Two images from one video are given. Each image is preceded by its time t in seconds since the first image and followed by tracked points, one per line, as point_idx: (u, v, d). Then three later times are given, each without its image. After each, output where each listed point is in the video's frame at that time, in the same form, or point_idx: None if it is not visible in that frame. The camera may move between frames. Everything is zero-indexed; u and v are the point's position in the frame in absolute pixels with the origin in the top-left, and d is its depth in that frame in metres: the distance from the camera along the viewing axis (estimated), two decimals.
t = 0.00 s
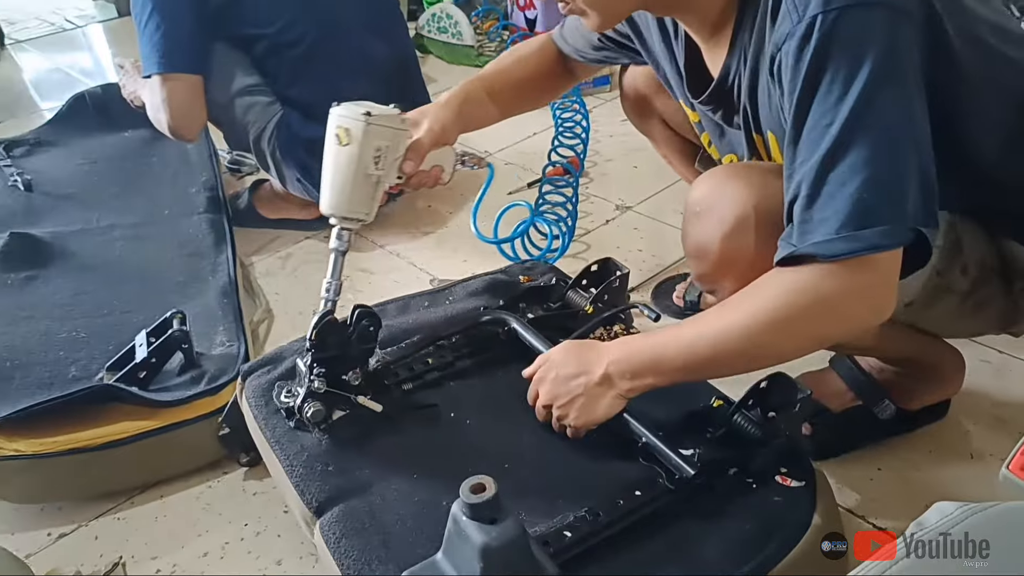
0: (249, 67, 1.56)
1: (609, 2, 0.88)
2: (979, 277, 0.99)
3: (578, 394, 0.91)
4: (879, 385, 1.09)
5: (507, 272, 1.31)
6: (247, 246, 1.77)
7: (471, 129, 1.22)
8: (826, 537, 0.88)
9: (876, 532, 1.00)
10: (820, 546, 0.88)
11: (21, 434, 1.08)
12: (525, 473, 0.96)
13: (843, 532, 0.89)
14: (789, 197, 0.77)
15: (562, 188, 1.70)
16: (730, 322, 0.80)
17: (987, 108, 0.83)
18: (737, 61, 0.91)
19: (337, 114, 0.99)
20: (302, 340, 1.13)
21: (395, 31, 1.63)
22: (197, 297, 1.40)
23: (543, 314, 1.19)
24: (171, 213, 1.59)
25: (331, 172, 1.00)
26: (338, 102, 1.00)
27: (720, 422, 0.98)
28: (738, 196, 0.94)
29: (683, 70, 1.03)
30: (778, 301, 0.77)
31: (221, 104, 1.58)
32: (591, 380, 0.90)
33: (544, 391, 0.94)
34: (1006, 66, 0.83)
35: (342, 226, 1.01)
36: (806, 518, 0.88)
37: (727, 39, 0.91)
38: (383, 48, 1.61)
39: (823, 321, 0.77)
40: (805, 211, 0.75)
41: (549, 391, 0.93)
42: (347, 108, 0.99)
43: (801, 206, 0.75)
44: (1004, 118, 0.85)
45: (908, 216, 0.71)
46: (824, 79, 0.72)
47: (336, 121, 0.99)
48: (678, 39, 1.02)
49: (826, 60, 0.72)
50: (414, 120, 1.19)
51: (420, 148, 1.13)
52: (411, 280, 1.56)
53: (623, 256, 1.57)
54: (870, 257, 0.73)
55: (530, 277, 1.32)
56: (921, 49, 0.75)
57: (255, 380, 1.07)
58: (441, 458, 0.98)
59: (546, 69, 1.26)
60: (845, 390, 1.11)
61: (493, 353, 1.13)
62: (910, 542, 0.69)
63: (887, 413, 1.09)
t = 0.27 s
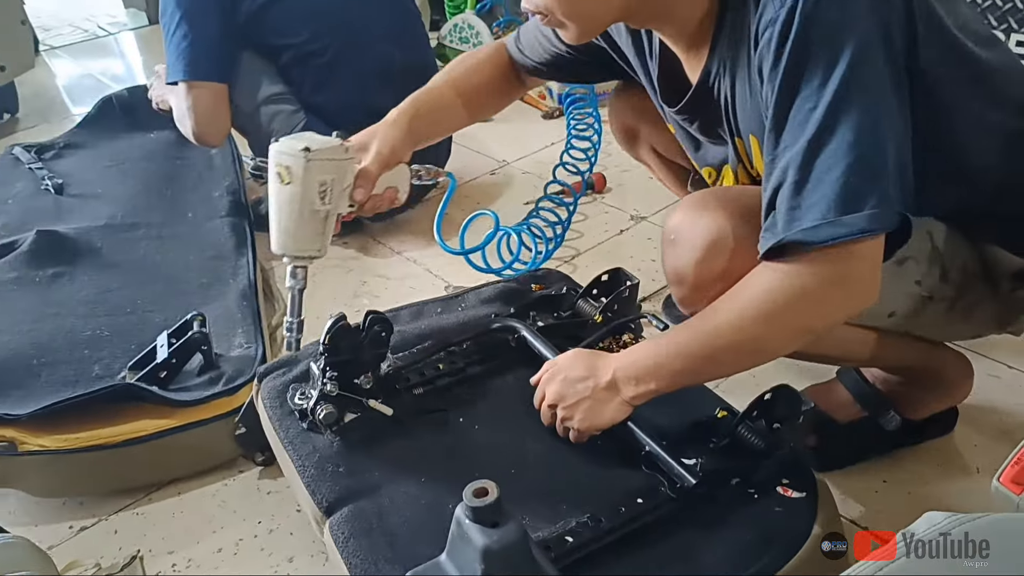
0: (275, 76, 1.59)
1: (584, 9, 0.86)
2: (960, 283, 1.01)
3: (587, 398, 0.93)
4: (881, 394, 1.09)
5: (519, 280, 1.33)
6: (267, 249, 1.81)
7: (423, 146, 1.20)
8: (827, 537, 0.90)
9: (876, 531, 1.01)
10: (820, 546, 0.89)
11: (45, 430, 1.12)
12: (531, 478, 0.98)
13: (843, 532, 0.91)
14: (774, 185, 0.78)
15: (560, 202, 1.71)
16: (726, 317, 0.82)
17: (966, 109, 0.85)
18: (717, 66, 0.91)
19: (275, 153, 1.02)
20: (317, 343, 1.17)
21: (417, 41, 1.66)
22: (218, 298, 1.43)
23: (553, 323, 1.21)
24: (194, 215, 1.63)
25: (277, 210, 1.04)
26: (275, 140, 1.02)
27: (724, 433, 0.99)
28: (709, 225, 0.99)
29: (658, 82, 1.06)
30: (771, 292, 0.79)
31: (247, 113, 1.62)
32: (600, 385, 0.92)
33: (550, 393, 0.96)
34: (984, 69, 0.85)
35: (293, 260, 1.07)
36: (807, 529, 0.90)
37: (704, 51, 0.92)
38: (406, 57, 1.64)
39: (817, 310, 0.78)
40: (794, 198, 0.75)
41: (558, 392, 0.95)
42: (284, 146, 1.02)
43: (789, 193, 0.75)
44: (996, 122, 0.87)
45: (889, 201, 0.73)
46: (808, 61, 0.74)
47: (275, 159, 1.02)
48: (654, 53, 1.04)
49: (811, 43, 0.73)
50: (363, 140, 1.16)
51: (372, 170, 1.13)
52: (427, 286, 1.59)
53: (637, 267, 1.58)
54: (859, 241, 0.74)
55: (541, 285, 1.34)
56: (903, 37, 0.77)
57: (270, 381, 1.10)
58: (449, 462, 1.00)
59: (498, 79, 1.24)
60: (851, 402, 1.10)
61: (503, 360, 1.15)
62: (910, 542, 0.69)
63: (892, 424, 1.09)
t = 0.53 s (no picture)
0: (303, 85, 1.64)
1: (569, 23, 0.87)
2: (943, 300, 1.03)
3: (595, 407, 0.96)
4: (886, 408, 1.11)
5: (534, 288, 1.36)
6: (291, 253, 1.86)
7: (413, 162, 1.20)
8: (826, 537, 0.94)
9: (876, 530, 1.04)
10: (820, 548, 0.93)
11: (75, 426, 1.16)
12: (539, 484, 1.01)
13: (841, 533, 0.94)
14: (762, 193, 0.79)
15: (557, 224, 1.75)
16: (722, 324, 0.84)
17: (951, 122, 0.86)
18: (701, 78, 0.91)
19: (260, 192, 0.93)
20: (336, 347, 1.20)
21: (442, 53, 1.70)
22: (243, 299, 1.48)
23: (565, 332, 1.23)
24: (223, 218, 1.68)
25: (273, 250, 0.96)
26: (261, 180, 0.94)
27: (730, 444, 1.02)
28: (681, 253, 1.01)
29: (644, 98, 1.06)
30: (762, 296, 0.81)
31: (276, 120, 1.66)
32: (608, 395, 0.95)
33: (559, 398, 0.99)
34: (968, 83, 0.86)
35: (300, 297, 0.99)
36: (807, 540, 0.91)
37: (689, 66, 0.93)
38: (431, 69, 1.68)
39: (807, 312, 0.80)
40: (784, 203, 0.76)
41: (569, 398, 0.98)
42: (269, 184, 0.93)
43: (779, 199, 0.77)
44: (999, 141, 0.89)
45: (872, 206, 0.75)
46: (795, 68, 0.76)
47: (261, 199, 0.93)
48: (639, 70, 1.04)
49: (796, 50, 0.75)
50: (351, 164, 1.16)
51: (367, 193, 1.12)
52: (446, 293, 1.62)
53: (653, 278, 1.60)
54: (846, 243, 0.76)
55: (556, 294, 1.36)
56: (886, 47, 0.79)
57: (290, 382, 1.14)
58: (460, 465, 1.03)
59: (483, 91, 1.25)
60: (859, 413, 1.13)
61: (515, 367, 1.18)
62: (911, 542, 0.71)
63: (899, 436, 1.09)
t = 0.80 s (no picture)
0: (325, 97, 1.68)
1: (569, 35, 0.88)
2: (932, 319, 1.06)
3: (604, 417, 0.98)
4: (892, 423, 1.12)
5: (549, 299, 1.39)
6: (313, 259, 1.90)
7: (425, 178, 1.24)
8: (827, 538, 0.97)
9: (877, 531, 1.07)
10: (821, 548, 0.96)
11: (104, 422, 1.21)
12: (549, 490, 1.03)
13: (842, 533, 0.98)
14: (758, 208, 0.81)
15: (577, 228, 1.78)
16: (722, 336, 0.86)
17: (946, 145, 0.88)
18: (699, 92, 0.93)
19: (281, 230, 0.93)
20: (355, 353, 1.24)
21: (462, 67, 1.74)
22: (265, 304, 1.52)
23: (578, 342, 1.26)
24: (251, 224, 1.72)
25: (296, 284, 0.97)
26: (281, 217, 0.94)
27: (737, 455, 1.03)
28: (670, 278, 1.03)
29: (643, 110, 1.07)
30: (759, 313, 0.83)
31: (298, 131, 1.71)
32: (616, 405, 0.97)
33: (570, 407, 1.02)
34: (960, 108, 0.88)
35: (323, 327, 1.01)
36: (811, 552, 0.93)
37: (688, 79, 0.95)
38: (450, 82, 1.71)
39: (801, 328, 0.83)
40: (781, 219, 0.79)
41: (579, 407, 1.00)
42: (290, 221, 0.93)
43: (775, 214, 0.79)
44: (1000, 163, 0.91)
45: (864, 222, 0.77)
46: (791, 85, 0.78)
47: (283, 236, 0.94)
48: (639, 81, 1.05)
49: (792, 69, 0.78)
50: (365, 187, 1.20)
51: (380, 218, 1.15)
52: (463, 301, 1.65)
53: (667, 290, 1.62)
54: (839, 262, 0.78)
55: (570, 305, 1.39)
56: (880, 69, 0.81)
57: (309, 386, 1.17)
58: (472, 471, 1.06)
59: (488, 102, 1.28)
60: (865, 427, 1.14)
61: (528, 376, 1.20)
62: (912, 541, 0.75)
63: (906, 449, 1.11)
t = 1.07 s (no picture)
0: (352, 114, 1.74)
1: (590, 40, 0.90)
2: (919, 338, 1.07)
3: (620, 427, 1.01)
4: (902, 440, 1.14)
5: (568, 311, 1.42)
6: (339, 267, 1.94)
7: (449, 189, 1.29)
8: (828, 538, 0.99)
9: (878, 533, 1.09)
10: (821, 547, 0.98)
11: (140, 418, 1.25)
12: (565, 498, 1.06)
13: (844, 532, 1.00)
14: (767, 225, 0.84)
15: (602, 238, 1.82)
16: (732, 351, 0.89)
17: (949, 172, 0.91)
18: (711, 103, 0.96)
19: (323, 256, 0.98)
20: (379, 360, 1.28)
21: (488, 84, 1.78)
22: (294, 311, 1.57)
23: (596, 354, 1.29)
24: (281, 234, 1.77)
25: (333, 306, 1.02)
26: (321, 243, 0.99)
27: (750, 467, 1.06)
28: (664, 297, 1.06)
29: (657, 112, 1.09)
30: (763, 331, 0.86)
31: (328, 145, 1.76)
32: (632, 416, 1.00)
33: (587, 417, 1.05)
34: (964, 137, 0.90)
35: (358, 346, 1.06)
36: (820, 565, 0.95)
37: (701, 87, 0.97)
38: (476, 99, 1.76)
39: (808, 345, 0.85)
40: (789, 238, 0.82)
41: (595, 417, 1.04)
42: (331, 247, 0.98)
43: (784, 234, 0.82)
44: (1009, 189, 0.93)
45: (870, 250, 0.79)
46: (805, 111, 0.81)
47: (323, 261, 0.99)
48: (656, 83, 1.08)
49: (806, 95, 0.80)
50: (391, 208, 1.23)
51: (411, 241, 1.19)
52: (484, 312, 1.69)
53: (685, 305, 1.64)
54: (843, 287, 0.81)
55: (589, 317, 1.42)
56: (891, 97, 0.83)
57: (335, 391, 1.21)
58: (490, 477, 1.09)
59: (502, 109, 1.31)
60: (876, 444, 1.17)
61: (546, 386, 1.23)
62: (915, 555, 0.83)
63: (916, 466, 1.13)
